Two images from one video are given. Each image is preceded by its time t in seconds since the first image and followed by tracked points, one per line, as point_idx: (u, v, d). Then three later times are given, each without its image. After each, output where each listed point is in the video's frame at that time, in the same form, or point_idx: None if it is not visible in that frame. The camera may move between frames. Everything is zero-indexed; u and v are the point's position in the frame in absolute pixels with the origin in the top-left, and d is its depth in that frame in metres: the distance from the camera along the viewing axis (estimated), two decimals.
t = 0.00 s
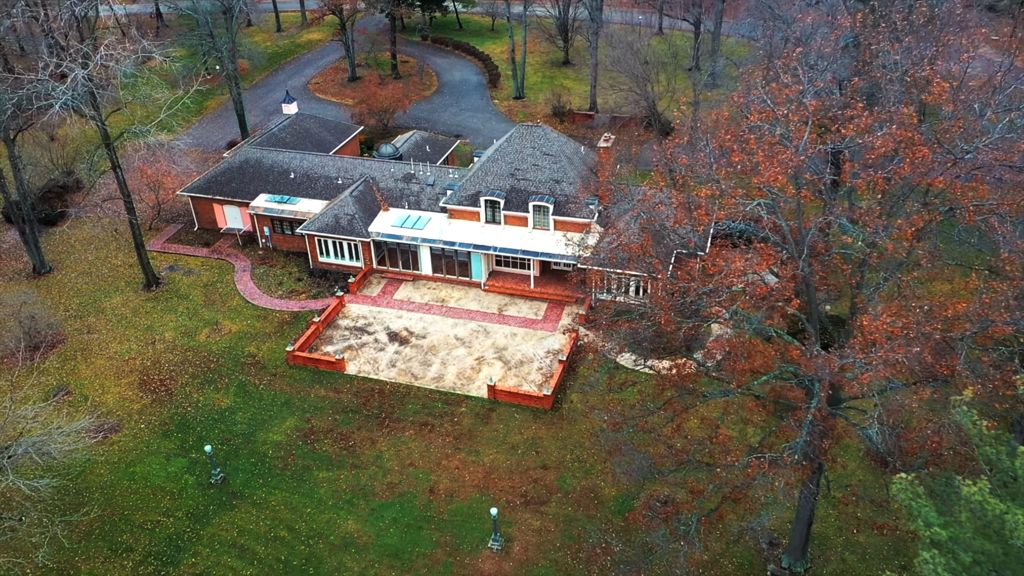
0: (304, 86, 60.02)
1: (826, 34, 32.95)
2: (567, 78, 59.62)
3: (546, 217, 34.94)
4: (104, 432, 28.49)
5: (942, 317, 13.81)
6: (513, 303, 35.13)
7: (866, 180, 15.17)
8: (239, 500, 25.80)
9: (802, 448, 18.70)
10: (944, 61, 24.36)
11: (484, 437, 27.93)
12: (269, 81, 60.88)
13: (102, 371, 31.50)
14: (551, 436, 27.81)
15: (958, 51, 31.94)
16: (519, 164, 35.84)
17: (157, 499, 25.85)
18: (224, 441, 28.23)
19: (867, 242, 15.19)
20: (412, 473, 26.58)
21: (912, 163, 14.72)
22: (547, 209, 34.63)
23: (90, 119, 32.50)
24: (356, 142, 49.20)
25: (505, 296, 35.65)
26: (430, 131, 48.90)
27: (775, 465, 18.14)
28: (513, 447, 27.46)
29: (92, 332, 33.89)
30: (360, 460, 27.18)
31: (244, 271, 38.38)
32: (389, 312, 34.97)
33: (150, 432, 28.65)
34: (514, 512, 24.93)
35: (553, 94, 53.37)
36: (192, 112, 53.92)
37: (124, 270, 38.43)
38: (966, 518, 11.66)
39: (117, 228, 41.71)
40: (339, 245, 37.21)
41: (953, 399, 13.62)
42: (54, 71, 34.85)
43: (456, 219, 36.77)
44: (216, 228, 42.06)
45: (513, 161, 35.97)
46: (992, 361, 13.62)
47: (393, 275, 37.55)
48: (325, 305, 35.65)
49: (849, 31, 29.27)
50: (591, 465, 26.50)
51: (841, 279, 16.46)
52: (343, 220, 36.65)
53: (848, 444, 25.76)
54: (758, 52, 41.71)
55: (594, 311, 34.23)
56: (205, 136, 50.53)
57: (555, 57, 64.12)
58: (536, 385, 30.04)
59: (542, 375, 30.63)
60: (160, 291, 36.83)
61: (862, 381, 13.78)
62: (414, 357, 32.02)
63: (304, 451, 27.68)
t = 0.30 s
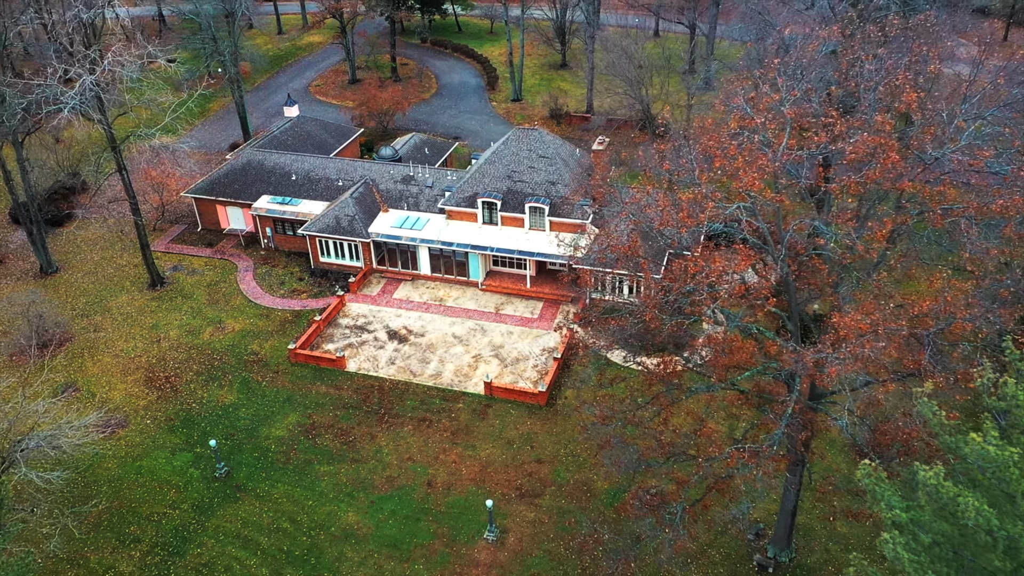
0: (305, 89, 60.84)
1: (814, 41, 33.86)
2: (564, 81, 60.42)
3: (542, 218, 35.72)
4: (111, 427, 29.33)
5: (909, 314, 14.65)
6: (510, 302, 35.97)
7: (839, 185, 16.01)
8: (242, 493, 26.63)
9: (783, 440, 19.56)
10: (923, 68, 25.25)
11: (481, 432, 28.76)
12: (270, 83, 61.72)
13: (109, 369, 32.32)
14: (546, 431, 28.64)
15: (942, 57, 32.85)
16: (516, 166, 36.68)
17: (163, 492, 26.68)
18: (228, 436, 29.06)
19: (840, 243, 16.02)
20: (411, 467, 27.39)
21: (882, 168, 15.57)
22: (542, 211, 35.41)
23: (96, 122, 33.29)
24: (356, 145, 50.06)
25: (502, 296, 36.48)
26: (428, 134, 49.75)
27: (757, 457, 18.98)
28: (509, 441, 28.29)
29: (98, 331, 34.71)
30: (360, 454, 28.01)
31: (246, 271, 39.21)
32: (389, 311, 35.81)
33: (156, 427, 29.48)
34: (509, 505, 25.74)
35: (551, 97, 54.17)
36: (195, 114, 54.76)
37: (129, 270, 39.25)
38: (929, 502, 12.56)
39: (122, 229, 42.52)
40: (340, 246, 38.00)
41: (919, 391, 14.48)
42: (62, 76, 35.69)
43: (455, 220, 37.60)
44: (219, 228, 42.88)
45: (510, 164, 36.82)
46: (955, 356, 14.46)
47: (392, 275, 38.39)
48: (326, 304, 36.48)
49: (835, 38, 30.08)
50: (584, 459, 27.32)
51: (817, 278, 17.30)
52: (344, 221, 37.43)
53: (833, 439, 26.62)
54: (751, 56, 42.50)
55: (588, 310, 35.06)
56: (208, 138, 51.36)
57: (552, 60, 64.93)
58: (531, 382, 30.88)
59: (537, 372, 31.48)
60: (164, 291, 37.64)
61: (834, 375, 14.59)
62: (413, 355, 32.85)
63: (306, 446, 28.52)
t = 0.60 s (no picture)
0: (307, 90, 61.68)
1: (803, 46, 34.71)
2: (562, 83, 61.28)
3: (538, 219, 36.54)
4: (119, 422, 30.16)
5: (879, 311, 15.53)
6: (507, 301, 36.82)
7: (816, 189, 16.86)
8: (247, 486, 27.48)
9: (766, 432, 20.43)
10: (905, 75, 26.08)
11: (478, 427, 29.61)
12: (272, 85, 62.55)
13: (116, 366, 33.14)
14: (541, 425, 29.49)
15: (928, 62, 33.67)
16: (513, 168, 37.50)
17: (170, 484, 27.52)
18: (232, 431, 29.91)
19: (817, 243, 16.88)
20: (410, 460, 28.24)
21: (857, 172, 16.44)
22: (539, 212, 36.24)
23: (104, 126, 34.15)
24: (357, 146, 50.90)
25: (500, 294, 37.34)
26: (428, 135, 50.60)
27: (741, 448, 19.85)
28: (506, 436, 29.14)
29: (105, 329, 35.55)
30: (361, 449, 28.85)
31: (250, 271, 40.06)
32: (389, 310, 36.65)
33: (162, 422, 30.33)
34: (506, 497, 26.58)
35: (548, 99, 54.98)
36: (198, 116, 55.60)
37: (135, 269, 40.08)
38: (895, 488, 13.49)
39: (127, 229, 43.37)
40: (341, 246, 38.84)
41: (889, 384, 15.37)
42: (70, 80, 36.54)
43: (453, 221, 38.44)
44: (223, 229, 43.73)
45: (507, 166, 37.64)
46: (924, 350, 15.35)
47: (393, 274, 39.24)
48: (327, 302, 37.32)
49: (823, 43, 30.91)
50: (578, 453, 28.18)
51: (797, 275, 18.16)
52: (345, 222, 38.27)
53: (819, 433, 27.49)
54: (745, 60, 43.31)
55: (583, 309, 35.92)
56: (211, 139, 52.20)
57: (551, 62, 65.77)
58: (528, 378, 31.75)
59: (533, 368, 32.34)
60: (169, 290, 38.49)
61: (810, 369, 15.45)
62: (413, 352, 33.69)
63: (308, 440, 29.37)
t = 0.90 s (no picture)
0: (308, 92, 62.59)
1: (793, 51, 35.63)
2: (560, 85, 62.20)
3: (535, 219, 37.48)
4: (128, 417, 31.10)
5: (853, 306, 16.48)
6: (505, 300, 37.79)
7: (794, 193, 17.80)
8: (252, 478, 28.41)
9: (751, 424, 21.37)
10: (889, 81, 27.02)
11: (476, 421, 30.54)
12: (274, 87, 63.47)
13: (124, 362, 34.06)
14: (538, 420, 30.44)
15: (914, 67, 34.58)
16: (510, 170, 38.51)
17: (178, 476, 28.45)
18: (238, 425, 30.85)
19: (795, 243, 17.84)
20: (410, 453, 29.17)
21: (832, 176, 17.40)
22: (536, 212, 37.18)
23: (112, 129, 35.07)
24: (358, 148, 51.84)
25: (498, 293, 38.32)
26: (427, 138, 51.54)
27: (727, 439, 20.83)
28: (503, 430, 30.07)
29: (113, 326, 36.47)
30: (363, 442, 29.78)
31: (254, 270, 40.98)
32: (390, 308, 37.58)
33: (170, 417, 31.26)
34: (503, 488, 27.50)
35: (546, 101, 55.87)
36: (201, 118, 56.50)
37: (141, 269, 40.99)
38: (864, 472, 14.49)
39: (133, 229, 44.27)
40: (343, 245, 39.74)
41: (861, 376, 16.34)
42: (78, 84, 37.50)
43: (452, 221, 39.36)
44: (227, 229, 44.64)
45: (505, 168, 38.67)
46: (894, 345, 16.34)
47: (394, 274, 40.17)
48: (329, 301, 38.24)
49: (811, 49, 31.82)
50: (573, 446, 29.10)
51: (778, 274, 19.11)
52: (347, 222, 39.16)
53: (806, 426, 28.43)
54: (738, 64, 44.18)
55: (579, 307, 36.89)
56: (214, 141, 53.08)
57: (549, 64, 66.67)
58: (524, 374, 32.70)
59: (530, 365, 33.30)
60: (175, 288, 39.41)
61: (787, 362, 16.36)
62: (413, 350, 34.61)
63: (312, 434, 30.29)
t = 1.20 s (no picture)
0: (310, 94, 63.48)
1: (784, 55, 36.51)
2: (559, 87, 63.06)
3: (533, 220, 38.32)
4: (136, 412, 31.99)
5: (831, 302, 17.39)
6: (503, 298, 38.69)
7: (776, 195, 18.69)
8: (257, 470, 29.30)
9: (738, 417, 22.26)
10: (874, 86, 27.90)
11: (475, 415, 31.43)
12: (276, 89, 64.35)
13: (132, 358, 34.95)
14: (535, 414, 31.33)
15: (902, 71, 35.46)
16: (509, 171, 39.42)
17: (185, 469, 29.33)
18: (243, 419, 31.74)
19: (778, 242, 18.72)
20: (411, 447, 30.05)
21: (813, 178, 18.29)
22: (534, 213, 38.02)
23: (120, 130, 35.95)
24: (359, 149, 52.71)
25: (496, 292, 39.23)
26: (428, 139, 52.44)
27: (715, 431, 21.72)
28: (501, 424, 30.95)
29: (120, 324, 37.35)
30: (365, 436, 30.66)
31: (257, 269, 41.85)
32: (391, 306, 38.47)
33: (177, 412, 32.14)
34: (500, 481, 28.37)
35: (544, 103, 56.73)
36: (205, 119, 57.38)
37: (148, 268, 41.88)
38: (839, 459, 15.39)
39: (139, 229, 45.15)
40: (345, 245, 40.63)
41: (839, 368, 17.25)
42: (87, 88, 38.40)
43: (452, 221, 40.23)
44: (231, 229, 45.52)
45: (504, 169, 39.56)
46: (870, 340, 17.24)
47: (395, 272, 41.05)
48: (332, 299, 39.13)
49: (801, 54, 32.69)
50: (568, 440, 29.99)
51: (762, 272, 19.99)
52: (349, 222, 40.04)
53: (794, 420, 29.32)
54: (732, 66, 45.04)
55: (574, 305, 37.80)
56: (218, 142, 53.96)
57: (548, 66, 67.56)
58: (522, 370, 33.60)
59: (527, 361, 34.19)
60: (181, 287, 40.30)
61: (768, 356, 17.25)
62: (413, 347, 35.49)
63: (315, 429, 31.18)
